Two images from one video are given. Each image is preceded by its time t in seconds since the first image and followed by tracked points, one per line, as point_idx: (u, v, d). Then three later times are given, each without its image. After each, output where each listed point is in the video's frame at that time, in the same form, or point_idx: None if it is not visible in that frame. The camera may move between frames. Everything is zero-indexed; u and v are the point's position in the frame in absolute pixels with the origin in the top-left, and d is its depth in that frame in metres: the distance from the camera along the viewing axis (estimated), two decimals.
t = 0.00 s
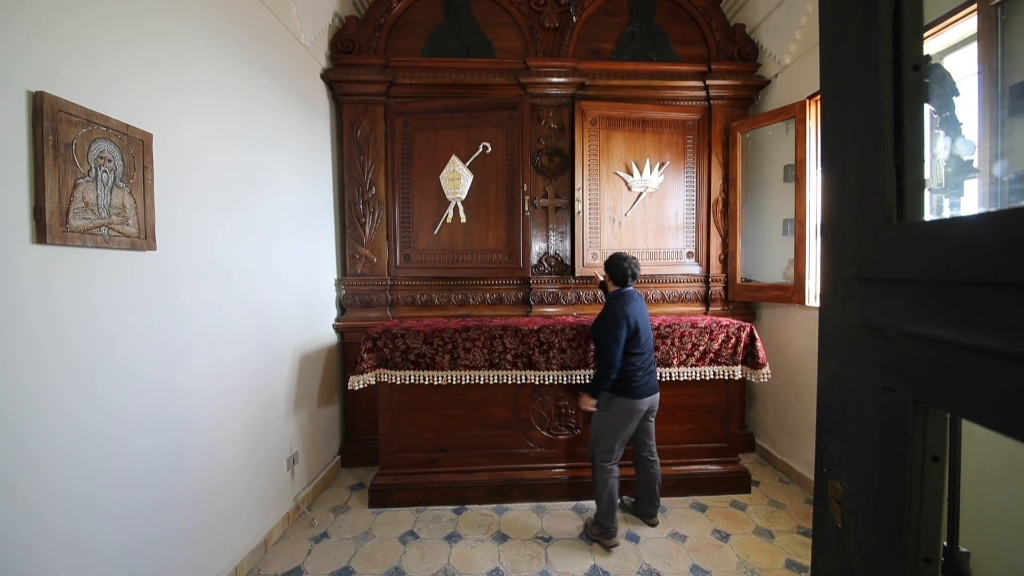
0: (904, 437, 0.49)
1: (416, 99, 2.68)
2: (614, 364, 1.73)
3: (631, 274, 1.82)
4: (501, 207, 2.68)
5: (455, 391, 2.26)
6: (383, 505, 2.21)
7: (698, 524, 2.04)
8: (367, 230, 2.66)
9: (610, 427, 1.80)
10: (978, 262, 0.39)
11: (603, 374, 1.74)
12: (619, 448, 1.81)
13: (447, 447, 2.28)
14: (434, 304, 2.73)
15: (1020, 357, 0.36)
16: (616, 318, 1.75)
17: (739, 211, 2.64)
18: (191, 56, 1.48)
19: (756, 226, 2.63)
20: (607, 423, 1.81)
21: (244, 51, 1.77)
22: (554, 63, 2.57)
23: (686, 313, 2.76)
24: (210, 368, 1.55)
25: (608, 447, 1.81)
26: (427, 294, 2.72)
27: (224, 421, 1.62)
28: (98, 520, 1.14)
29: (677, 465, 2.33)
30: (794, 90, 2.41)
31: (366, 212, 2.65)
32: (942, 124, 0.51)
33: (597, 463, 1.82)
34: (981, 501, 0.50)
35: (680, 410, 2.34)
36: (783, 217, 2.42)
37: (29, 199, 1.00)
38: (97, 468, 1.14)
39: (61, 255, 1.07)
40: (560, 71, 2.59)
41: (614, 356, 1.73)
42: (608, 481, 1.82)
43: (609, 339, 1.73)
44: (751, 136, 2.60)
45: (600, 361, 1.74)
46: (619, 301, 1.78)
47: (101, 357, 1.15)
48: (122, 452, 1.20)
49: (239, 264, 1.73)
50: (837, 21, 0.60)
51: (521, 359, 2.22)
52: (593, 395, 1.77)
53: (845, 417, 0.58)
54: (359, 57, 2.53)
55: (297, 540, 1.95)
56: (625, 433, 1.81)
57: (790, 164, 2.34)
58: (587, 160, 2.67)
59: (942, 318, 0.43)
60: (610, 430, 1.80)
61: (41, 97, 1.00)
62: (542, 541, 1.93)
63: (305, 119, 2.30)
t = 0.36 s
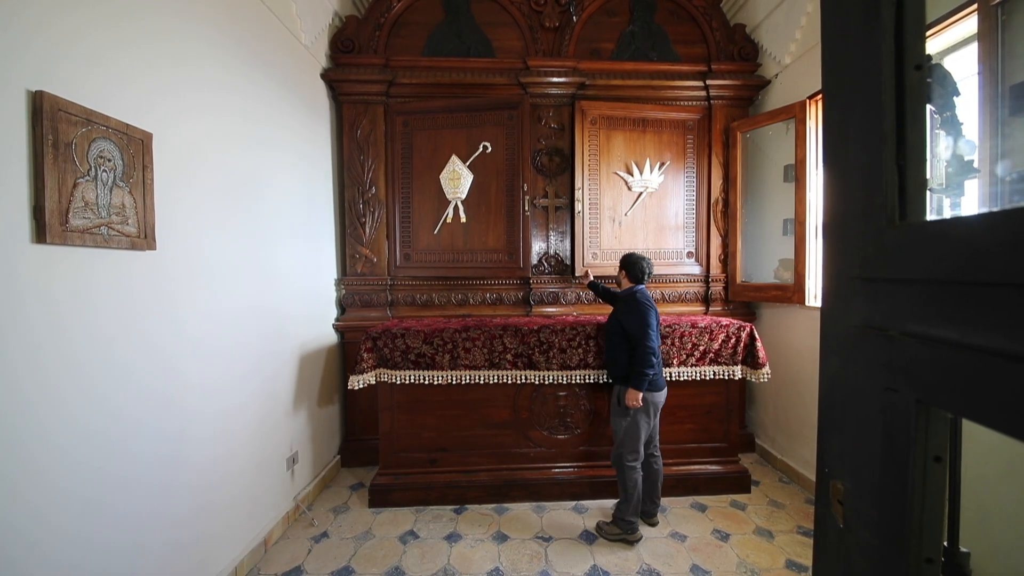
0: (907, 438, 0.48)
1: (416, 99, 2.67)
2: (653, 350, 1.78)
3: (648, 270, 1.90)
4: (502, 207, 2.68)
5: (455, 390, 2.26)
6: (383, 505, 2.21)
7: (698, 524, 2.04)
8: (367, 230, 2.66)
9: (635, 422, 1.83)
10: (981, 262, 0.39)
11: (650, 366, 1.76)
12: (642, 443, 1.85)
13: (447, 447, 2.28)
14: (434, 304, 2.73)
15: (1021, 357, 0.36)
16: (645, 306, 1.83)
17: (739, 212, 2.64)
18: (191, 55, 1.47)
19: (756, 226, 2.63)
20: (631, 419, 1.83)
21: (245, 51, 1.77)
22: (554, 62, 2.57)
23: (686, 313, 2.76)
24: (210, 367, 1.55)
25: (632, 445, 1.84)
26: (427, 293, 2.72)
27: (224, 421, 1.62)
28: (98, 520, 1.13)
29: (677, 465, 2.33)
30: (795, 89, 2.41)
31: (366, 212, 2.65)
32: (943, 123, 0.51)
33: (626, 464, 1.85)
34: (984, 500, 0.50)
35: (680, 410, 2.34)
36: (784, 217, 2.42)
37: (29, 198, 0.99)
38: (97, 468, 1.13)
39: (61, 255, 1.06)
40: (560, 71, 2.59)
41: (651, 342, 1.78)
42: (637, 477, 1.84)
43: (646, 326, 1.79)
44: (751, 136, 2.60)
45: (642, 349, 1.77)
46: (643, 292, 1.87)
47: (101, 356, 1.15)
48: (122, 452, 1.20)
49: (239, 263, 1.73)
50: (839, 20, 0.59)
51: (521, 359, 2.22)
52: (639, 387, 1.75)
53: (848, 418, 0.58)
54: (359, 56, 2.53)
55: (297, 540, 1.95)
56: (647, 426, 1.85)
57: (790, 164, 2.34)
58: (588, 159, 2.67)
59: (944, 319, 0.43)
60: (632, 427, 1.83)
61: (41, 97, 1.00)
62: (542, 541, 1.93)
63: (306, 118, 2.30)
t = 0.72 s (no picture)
0: (908, 438, 0.48)
1: (417, 98, 2.68)
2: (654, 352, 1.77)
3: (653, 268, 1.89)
4: (503, 207, 2.68)
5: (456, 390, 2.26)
6: (384, 505, 2.21)
7: (699, 525, 2.04)
8: (368, 230, 2.66)
9: (637, 423, 1.82)
10: (982, 262, 0.38)
11: (647, 368, 1.75)
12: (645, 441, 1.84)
13: (448, 447, 2.28)
14: (435, 304, 2.73)
15: (1021, 357, 0.36)
16: (648, 307, 1.82)
17: (741, 212, 2.64)
18: (192, 56, 1.47)
19: (757, 226, 2.63)
20: (632, 418, 1.83)
21: (246, 51, 1.77)
22: (555, 62, 2.57)
23: (688, 313, 2.76)
24: (210, 367, 1.55)
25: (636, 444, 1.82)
26: (428, 293, 2.73)
27: (225, 421, 1.62)
28: (99, 519, 1.14)
29: (678, 465, 2.32)
30: (796, 89, 2.40)
31: (367, 212, 2.66)
32: (944, 124, 0.51)
33: (631, 464, 1.83)
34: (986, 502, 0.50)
35: (681, 410, 2.34)
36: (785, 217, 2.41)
37: (31, 199, 1.00)
38: (98, 468, 1.14)
39: (63, 255, 1.07)
40: (561, 71, 2.59)
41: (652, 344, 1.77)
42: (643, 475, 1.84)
43: (648, 327, 1.78)
44: (753, 136, 2.60)
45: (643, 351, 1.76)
46: (646, 292, 1.86)
47: (102, 356, 1.15)
48: (122, 451, 1.20)
49: (240, 263, 1.73)
50: (840, 21, 0.59)
51: (522, 359, 2.22)
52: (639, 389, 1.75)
53: (849, 418, 0.58)
54: (361, 56, 2.53)
55: (298, 540, 1.95)
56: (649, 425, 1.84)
57: (791, 164, 2.34)
58: (591, 157, 2.64)
59: (945, 319, 0.43)
60: (635, 425, 1.83)
61: (43, 97, 1.00)
62: (543, 541, 1.93)
63: (306, 119, 2.30)
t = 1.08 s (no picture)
0: (909, 438, 0.48)
1: (418, 99, 2.68)
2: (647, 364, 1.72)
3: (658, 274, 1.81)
4: (503, 208, 2.68)
5: (457, 390, 2.26)
6: (385, 505, 2.21)
7: (699, 525, 2.04)
8: (369, 230, 2.67)
9: (638, 430, 1.80)
10: (984, 262, 0.38)
11: (635, 376, 1.73)
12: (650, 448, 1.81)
13: (448, 447, 2.28)
14: (436, 304, 2.74)
15: (1021, 357, 0.36)
16: (648, 316, 1.75)
17: (742, 212, 2.64)
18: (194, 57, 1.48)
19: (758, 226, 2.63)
20: (634, 424, 1.81)
21: (247, 52, 1.77)
22: (556, 62, 2.57)
23: (688, 313, 2.76)
24: (211, 367, 1.55)
25: (640, 451, 1.80)
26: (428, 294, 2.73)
27: (226, 421, 1.62)
28: (101, 519, 1.14)
29: (679, 465, 2.32)
30: (798, 89, 2.40)
31: (368, 213, 2.66)
32: (946, 124, 0.51)
33: (637, 470, 1.81)
34: (985, 502, 0.50)
35: (682, 410, 2.34)
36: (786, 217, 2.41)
37: (33, 199, 1.00)
38: (99, 468, 1.14)
39: (65, 255, 1.07)
40: (562, 71, 2.59)
41: (646, 356, 1.72)
42: (649, 481, 1.81)
43: (643, 339, 1.72)
44: (754, 136, 2.60)
45: (634, 361, 1.73)
46: (649, 299, 1.78)
47: (103, 357, 1.16)
48: (124, 451, 1.21)
49: (240, 263, 1.73)
50: (841, 22, 0.59)
51: (523, 359, 2.21)
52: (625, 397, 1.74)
53: (849, 418, 0.58)
54: (362, 57, 2.53)
55: (299, 540, 1.95)
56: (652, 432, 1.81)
57: (793, 164, 2.33)
58: (605, 148, 2.49)
59: (945, 319, 0.43)
60: (638, 431, 1.80)
61: (45, 98, 1.00)
62: (543, 541, 1.93)
63: (307, 119, 2.30)
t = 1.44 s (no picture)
0: (908, 437, 0.49)
1: (418, 99, 2.68)
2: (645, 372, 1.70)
3: (662, 276, 1.76)
4: (504, 208, 2.67)
5: (457, 390, 2.26)
6: (385, 505, 2.21)
7: (699, 525, 2.04)
8: (369, 230, 2.67)
9: (643, 438, 1.79)
10: (983, 262, 0.38)
11: (632, 385, 1.73)
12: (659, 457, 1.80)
13: (448, 447, 2.28)
14: (436, 304, 2.74)
15: (1021, 357, 0.36)
16: (648, 324, 1.72)
17: (742, 212, 2.64)
18: (195, 57, 1.48)
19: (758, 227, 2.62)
20: (640, 432, 1.79)
21: (247, 52, 1.77)
22: (556, 62, 2.57)
23: (688, 314, 2.75)
24: (211, 367, 1.55)
25: (646, 459, 1.79)
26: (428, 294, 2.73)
27: (225, 421, 1.62)
28: (101, 519, 1.14)
29: (679, 466, 2.32)
30: (798, 89, 2.40)
31: (368, 213, 2.66)
32: (945, 124, 0.51)
33: (644, 478, 1.81)
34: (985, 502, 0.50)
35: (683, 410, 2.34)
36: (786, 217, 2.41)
37: (34, 199, 1.00)
38: (100, 468, 1.14)
39: (66, 255, 1.07)
40: (562, 71, 2.59)
41: (644, 365, 1.70)
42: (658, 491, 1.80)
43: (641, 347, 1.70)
44: (754, 136, 2.60)
45: (632, 369, 1.72)
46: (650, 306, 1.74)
47: (103, 357, 1.16)
48: (124, 451, 1.21)
49: (239, 263, 1.72)
50: (841, 21, 0.59)
51: (523, 359, 2.21)
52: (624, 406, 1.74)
53: (849, 416, 0.58)
54: (362, 57, 2.53)
55: (299, 540, 1.95)
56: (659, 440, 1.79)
57: (793, 164, 2.33)
58: (624, 139, 2.30)
59: (945, 318, 0.43)
60: (645, 440, 1.78)
61: (46, 98, 1.01)
62: (544, 542, 1.93)
63: (308, 119, 2.30)
